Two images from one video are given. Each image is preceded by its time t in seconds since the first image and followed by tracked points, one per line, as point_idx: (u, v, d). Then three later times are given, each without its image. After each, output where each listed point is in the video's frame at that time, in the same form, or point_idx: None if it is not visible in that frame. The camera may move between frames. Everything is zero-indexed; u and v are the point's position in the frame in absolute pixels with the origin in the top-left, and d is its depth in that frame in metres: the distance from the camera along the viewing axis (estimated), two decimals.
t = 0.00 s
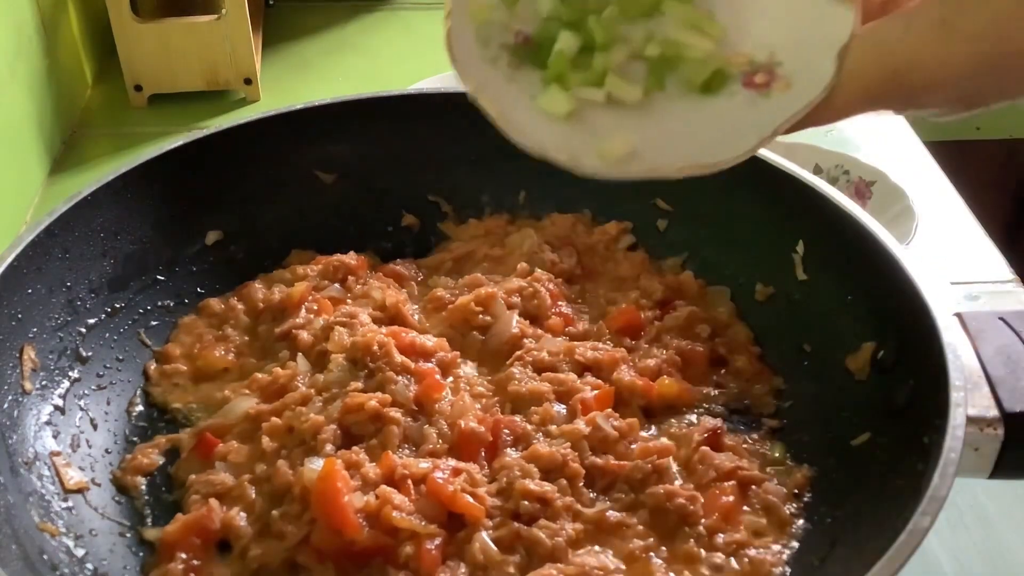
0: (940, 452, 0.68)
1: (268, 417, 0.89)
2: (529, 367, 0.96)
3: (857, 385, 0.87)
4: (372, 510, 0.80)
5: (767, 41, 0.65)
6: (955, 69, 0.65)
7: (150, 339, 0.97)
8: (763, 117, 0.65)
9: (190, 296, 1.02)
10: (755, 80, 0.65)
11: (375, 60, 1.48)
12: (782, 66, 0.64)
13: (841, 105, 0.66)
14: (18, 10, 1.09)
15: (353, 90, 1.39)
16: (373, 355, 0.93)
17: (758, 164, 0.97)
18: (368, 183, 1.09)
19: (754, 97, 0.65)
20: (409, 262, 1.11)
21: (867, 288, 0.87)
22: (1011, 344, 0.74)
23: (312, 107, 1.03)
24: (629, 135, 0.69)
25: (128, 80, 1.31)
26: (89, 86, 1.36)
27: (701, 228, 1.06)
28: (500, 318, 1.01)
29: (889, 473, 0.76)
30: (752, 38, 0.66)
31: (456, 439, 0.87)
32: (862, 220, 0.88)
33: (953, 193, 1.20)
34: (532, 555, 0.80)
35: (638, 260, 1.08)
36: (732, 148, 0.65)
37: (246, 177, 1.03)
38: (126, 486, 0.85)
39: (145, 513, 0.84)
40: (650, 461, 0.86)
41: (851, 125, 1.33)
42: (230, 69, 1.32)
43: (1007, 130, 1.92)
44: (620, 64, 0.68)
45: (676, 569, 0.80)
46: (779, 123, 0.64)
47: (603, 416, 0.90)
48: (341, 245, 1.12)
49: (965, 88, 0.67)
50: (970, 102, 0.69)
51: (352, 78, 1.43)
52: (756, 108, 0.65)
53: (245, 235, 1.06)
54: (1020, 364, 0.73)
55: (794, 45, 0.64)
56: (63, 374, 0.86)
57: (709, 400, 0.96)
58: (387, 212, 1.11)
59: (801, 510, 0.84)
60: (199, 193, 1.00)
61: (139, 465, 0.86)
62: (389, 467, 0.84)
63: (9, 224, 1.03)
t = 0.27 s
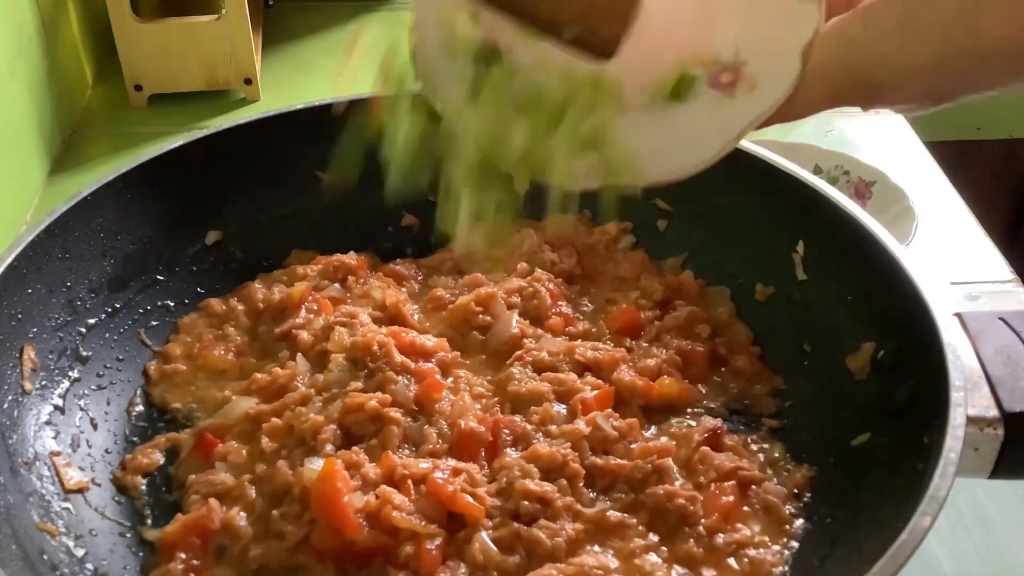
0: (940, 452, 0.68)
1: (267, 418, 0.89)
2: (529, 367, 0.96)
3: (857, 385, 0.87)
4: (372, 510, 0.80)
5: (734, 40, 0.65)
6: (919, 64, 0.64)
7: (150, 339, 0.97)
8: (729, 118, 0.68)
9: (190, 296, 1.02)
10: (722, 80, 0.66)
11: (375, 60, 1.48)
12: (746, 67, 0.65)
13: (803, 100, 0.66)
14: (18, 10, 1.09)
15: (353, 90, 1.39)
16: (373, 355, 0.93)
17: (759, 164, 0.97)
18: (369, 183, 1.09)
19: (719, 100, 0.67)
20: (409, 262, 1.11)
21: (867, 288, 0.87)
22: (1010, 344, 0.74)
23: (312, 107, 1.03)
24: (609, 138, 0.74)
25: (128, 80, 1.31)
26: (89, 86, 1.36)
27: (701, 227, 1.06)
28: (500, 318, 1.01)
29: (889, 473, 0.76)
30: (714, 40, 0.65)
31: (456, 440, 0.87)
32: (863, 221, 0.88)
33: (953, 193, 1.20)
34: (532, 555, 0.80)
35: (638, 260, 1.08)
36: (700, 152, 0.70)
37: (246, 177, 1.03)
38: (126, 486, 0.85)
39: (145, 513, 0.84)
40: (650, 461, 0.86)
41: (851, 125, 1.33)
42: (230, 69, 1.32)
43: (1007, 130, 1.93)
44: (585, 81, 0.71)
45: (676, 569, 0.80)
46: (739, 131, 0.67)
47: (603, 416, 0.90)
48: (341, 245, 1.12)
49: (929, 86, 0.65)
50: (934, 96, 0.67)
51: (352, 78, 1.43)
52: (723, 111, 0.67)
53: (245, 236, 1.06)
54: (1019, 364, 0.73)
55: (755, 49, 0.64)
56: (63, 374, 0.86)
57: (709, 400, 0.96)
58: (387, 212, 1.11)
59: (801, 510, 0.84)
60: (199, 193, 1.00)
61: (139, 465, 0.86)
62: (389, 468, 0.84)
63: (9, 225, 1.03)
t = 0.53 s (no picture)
0: (941, 452, 0.68)
1: (266, 417, 0.89)
2: (529, 367, 0.96)
3: (857, 385, 0.87)
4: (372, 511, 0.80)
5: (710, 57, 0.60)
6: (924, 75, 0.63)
7: (150, 339, 0.97)
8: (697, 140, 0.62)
9: (190, 296, 1.02)
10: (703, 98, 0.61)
11: (375, 60, 1.48)
12: (727, 82, 0.60)
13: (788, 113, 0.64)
14: (18, 10, 1.09)
15: (352, 90, 1.40)
16: (373, 355, 0.94)
17: (759, 164, 0.97)
18: (369, 183, 1.09)
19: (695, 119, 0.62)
20: (409, 262, 1.11)
21: (867, 288, 0.87)
22: (1011, 344, 0.74)
23: (312, 107, 1.04)
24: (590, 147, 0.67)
25: (128, 80, 1.31)
26: (89, 86, 1.36)
27: (700, 227, 1.06)
28: (500, 318, 1.02)
29: (889, 473, 0.76)
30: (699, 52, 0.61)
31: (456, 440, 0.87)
32: (863, 221, 0.88)
33: (953, 193, 1.20)
34: (532, 555, 0.80)
35: (638, 260, 1.08)
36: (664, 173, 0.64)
37: (245, 177, 1.03)
38: (126, 486, 0.85)
39: (145, 513, 0.84)
40: (650, 461, 0.86)
41: (851, 125, 1.33)
42: (230, 69, 1.32)
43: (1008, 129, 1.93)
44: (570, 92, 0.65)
45: (676, 569, 0.80)
46: (718, 145, 0.61)
47: (603, 416, 0.90)
48: (341, 245, 1.11)
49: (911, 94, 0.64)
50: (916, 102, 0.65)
51: (352, 78, 1.43)
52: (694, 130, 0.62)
53: (245, 236, 1.06)
54: (1019, 364, 0.73)
55: (734, 62, 0.59)
56: (63, 374, 0.86)
57: (709, 400, 0.96)
58: (387, 212, 1.11)
59: (801, 510, 0.84)
60: (199, 193, 1.00)
61: (139, 465, 0.86)
62: (389, 468, 0.84)
63: (9, 225, 1.03)
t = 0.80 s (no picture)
0: (941, 452, 0.68)
1: (267, 418, 0.89)
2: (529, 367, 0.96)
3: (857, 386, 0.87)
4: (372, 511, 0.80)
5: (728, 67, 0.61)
6: (972, 66, 0.52)
7: (150, 339, 0.97)
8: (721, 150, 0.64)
9: (190, 296, 1.02)
10: (725, 108, 0.62)
11: (375, 60, 1.48)
12: (746, 94, 0.61)
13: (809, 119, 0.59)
14: (18, 10, 1.09)
15: (352, 90, 1.39)
16: (373, 355, 0.94)
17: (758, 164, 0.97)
18: (368, 183, 1.09)
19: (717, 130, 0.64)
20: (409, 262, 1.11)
21: (868, 288, 0.87)
22: (1011, 344, 0.74)
23: (311, 107, 1.03)
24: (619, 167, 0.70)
25: (128, 80, 1.31)
26: (89, 86, 1.36)
27: (700, 227, 1.06)
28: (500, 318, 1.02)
29: (889, 473, 0.76)
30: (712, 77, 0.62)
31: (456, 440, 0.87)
32: (862, 221, 0.88)
33: (953, 193, 1.20)
34: (532, 555, 0.80)
35: (638, 260, 1.08)
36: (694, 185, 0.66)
37: (245, 177, 1.03)
38: (126, 486, 0.85)
39: (145, 513, 0.84)
40: (650, 461, 0.86)
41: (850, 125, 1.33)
42: (230, 70, 1.32)
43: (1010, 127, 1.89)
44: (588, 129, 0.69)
45: (676, 569, 0.80)
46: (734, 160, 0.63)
47: (603, 416, 0.90)
48: (341, 244, 1.11)
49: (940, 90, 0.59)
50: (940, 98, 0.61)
51: (351, 78, 1.43)
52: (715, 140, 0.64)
53: (245, 236, 1.06)
54: (1020, 364, 0.73)
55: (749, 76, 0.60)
56: (63, 374, 0.86)
57: (709, 400, 0.96)
58: (387, 212, 1.11)
59: (801, 510, 0.84)
60: (199, 193, 1.00)
61: (139, 465, 0.86)
62: (388, 468, 0.84)
63: (9, 225, 1.03)
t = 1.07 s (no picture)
0: (940, 452, 0.68)
1: (267, 418, 0.89)
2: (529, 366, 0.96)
3: (857, 386, 0.87)
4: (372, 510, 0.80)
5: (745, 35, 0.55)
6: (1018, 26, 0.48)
7: (150, 339, 0.97)
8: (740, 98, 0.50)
9: (190, 296, 1.02)
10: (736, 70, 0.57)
11: (375, 60, 1.48)
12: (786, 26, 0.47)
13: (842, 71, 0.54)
14: (18, 10, 1.09)
15: (352, 90, 1.39)
16: (373, 355, 0.94)
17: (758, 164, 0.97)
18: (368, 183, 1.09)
19: (753, 66, 0.49)
20: (409, 262, 1.11)
21: (867, 288, 0.87)
22: (1011, 344, 0.74)
23: (311, 107, 1.04)
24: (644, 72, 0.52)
25: (128, 80, 1.31)
26: (90, 86, 1.36)
27: (700, 227, 1.06)
28: (500, 318, 1.02)
29: (889, 473, 0.76)
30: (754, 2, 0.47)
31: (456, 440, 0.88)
32: (862, 220, 0.88)
33: (953, 193, 1.20)
34: (532, 555, 0.80)
35: (638, 259, 1.08)
36: (712, 130, 0.52)
37: (245, 177, 1.03)
38: (126, 486, 0.85)
39: (145, 513, 0.84)
40: (650, 461, 0.86)
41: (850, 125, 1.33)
42: (229, 70, 1.32)
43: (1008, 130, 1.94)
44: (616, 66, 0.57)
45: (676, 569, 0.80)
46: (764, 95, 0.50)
47: (603, 416, 0.90)
48: (341, 244, 1.11)
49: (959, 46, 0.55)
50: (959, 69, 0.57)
51: (351, 78, 1.43)
52: (751, 77, 0.49)
53: (245, 236, 1.06)
54: (1020, 364, 0.73)
55: None
56: (63, 374, 0.86)
57: (709, 400, 0.96)
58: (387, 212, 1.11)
59: (801, 510, 0.84)
60: (199, 193, 1.00)
61: (139, 465, 0.86)
62: (388, 468, 0.84)
63: (9, 225, 1.03)
